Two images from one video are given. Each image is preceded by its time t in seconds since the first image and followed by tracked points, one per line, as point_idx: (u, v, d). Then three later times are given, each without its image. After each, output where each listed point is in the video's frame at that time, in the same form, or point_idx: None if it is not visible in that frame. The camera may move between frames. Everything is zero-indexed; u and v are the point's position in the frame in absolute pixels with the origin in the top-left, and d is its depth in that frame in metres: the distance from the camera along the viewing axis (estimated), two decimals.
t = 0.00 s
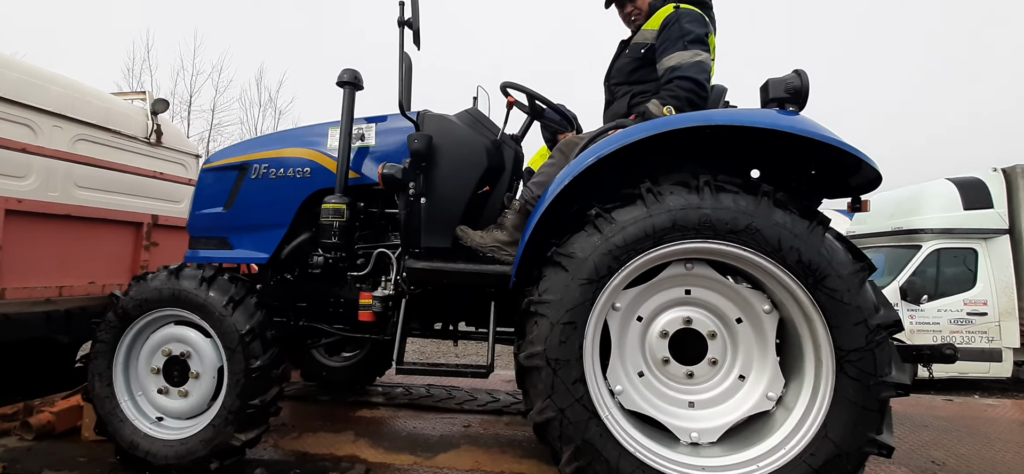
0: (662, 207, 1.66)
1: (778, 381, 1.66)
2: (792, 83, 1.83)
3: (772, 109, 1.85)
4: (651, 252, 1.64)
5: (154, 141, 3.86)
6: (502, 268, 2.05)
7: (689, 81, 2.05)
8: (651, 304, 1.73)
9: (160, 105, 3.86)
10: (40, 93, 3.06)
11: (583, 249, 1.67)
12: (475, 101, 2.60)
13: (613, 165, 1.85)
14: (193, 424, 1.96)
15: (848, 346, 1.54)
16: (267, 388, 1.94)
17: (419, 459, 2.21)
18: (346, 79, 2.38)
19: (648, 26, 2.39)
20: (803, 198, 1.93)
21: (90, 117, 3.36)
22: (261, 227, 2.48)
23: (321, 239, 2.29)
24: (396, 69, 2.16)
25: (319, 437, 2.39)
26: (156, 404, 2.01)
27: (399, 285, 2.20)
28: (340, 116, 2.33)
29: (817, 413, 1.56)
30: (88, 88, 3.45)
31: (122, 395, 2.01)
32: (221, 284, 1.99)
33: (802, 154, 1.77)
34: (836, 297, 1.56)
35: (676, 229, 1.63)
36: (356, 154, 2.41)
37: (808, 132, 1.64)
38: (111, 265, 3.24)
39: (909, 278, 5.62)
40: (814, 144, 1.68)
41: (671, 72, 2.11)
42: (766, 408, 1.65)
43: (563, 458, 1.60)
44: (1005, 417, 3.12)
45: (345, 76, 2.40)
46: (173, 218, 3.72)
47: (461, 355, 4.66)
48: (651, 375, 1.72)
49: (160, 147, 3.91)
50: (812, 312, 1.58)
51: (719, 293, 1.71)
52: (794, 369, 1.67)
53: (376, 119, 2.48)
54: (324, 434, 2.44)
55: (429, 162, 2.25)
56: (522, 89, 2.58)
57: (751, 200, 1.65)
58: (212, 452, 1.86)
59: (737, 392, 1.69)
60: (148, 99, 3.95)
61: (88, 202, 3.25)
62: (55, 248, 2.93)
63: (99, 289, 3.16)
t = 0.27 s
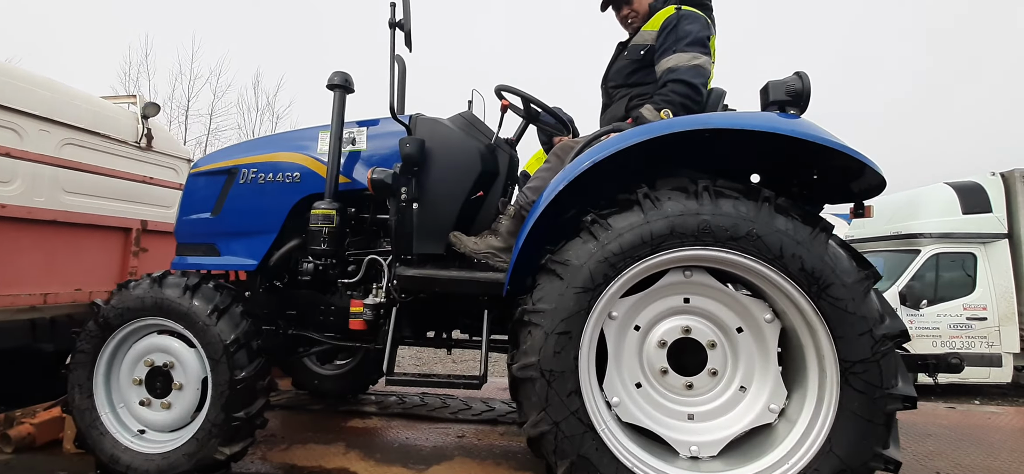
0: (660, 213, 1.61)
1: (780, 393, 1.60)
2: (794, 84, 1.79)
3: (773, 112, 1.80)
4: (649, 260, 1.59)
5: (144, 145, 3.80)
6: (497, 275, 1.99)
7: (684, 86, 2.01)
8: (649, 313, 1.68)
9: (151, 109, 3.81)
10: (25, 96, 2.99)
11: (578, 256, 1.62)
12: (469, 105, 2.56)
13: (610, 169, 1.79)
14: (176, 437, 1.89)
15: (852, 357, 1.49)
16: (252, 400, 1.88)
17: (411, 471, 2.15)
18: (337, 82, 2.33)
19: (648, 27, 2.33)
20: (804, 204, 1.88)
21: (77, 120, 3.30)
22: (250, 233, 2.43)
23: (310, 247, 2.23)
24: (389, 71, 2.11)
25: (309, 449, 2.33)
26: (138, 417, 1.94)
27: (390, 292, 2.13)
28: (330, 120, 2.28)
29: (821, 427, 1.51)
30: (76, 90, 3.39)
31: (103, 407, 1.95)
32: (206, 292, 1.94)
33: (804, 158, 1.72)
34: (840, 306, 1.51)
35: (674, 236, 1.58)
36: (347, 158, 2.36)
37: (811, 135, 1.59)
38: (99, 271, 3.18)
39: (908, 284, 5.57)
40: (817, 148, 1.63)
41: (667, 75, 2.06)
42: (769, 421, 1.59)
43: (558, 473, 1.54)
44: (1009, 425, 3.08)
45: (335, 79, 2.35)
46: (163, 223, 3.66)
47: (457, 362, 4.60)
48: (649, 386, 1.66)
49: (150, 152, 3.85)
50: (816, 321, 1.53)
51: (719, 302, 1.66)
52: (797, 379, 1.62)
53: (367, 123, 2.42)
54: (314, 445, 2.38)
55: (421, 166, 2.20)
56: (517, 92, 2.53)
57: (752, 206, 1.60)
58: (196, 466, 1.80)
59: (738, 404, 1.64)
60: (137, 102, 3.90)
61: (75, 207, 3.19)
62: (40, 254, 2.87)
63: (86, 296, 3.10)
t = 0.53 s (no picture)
0: (662, 210, 1.58)
1: (786, 394, 1.57)
2: (798, 80, 1.77)
3: (778, 107, 1.77)
4: (652, 258, 1.56)
5: (140, 145, 3.76)
6: (496, 274, 1.95)
7: (689, 79, 1.97)
8: (652, 313, 1.64)
9: (146, 109, 3.77)
10: (18, 95, 2.95)
11: (579, 254, 1.58)
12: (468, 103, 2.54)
13: (611, 166, 1.76)
14: (169, 440, 1.85)
15: (859, 356, 1.46)
16: (247, 402, 1.84)
17: None
18: (333, 79, 2.30)
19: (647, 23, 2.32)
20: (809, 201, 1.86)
21: (71, 119, 3.26)
22: (245, 233, 2.39)
23: (306, 246, 2.20)
24: (386, 67, 2.07)
25: (305, 452, 2.29)
26: (130, 420, 1.91)
27: (388, 292, 2.09)
28: (328, 117, 2.25)
29: (829, 428, 1.47)
30: (70, 89, 3.35)
31: (95, 410, 1.91)
32: (199, 293, 1.90)
33: (809, 154, 1.69)
34: (847, 305, 1.48)
35: (677, 233, 1.55)
36: (344, 156, 2.33)
37: (816, 131, 1.56)
38: (94, 271, 3.14)
39: (909, 284, 5.55)
40: (822, 144, 1.60)
41: (672, 69, 2.03)
42: (774, 422, 1.56)
43: None
44: (1013, 426, 3.05)
45: (332, 76, 2.31)
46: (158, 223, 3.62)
47: (456, 363, 4.56)
48: (652, 387, 1.62)
49: (146, 152, 3.81)
50: (822, 320, 1.50)
51: (723, 301, 1.62)
52: (803, 380, 1.59)
53: (365, 121, 2.39)
54: (311, 448, 2.33)
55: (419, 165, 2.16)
56: (516, 89, 2.50)
57: (757, 203, 1.57)
58: (189, 470, 1.76)
59: (742, 405, 1.60)
60: (133, 102, 3.84)
61: (68, 206, 3.14)
62: (33, 255, 2.82)
63: (79, 297, 3.06)
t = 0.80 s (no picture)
0: (665, 209, 1.57)
1: (790, 394, 1.56)
2: (802, 78, 1.76)
3: (781, 106, 1.76)
4: (655, 257, 1.55)
5: (139, 145, 3.75)
6: (497, 274, 1.93)
7: (696, 71, 1.96)
8: (654, 312, 1.63)
9: (145, 109, 3.76)
10: (16, 95, 2.94)
11: (582, 254, 1.57)
12: (469, 103, 2.52)
13: (613, 165, 1.75)
14: (169, 442, 1.84)
15: (864, 356, 1.45)
16: (247, 403, 1.83)
17: None
18: (334, 78, 2.29)
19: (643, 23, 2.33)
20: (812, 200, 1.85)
21: (70, 119, 3.25)
22: (245, 233, 2.38)
23: (306, 246, 2.18)
24: (387, 66, 2.06)
25: (306, 453, 2.28)
26: (130, 421, 1.89)
27: (389, 292, 2.08)
28: (328, 117, 2.24)
29: (834, 428, 1.46)
30: (69, 89, 3.34)
31: (94, 411, 1.90)
32: (199, 293, 1.89)
33: (813, 152, 1.68)
34: (852, 304, 1.47)
35: (680, 233, 1.54)
36: (344, 156, 2.32)
37: (820, 129, 1.55)
38: (93, 272, 3.13)
39: (909, 284, 5.54)
40: (826, 142, 1.59)
41: (675, 63, 2.02)
42: (778, 422, 1.55)
43: None
44: (1015, 426, 3.04)
45: (332, 76, 2.31)
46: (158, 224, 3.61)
47: (456, 364, 4.54)
48: (655, 387, 1.61)
49: (145, 152, 3.80)
50: (826, 319, 1.49)
51: (726, 300, 1.61)
52: (807, 379, 1.58)
53: (365, 121, 2.38)
54: (311, 449, 2.32)
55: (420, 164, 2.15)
56: (517, 88, 2.49)
57: (760, 202, 1.56)
58: (189, 471, 1.75)
59: (746, 405, 1.59)
60: (132, 102, 3.84)
61: (66, 207, 3.13)
62: (32, 256, 2.81)
63: (78, 297, 3.05)
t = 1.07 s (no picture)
0: (666, 209, 1.57)
1: (791, 394, 1.56)
2: (803, 78, 1.76)
3: (781, 106, 1.76)
4: (655, 257, 1.55)
5: (138, 145, 3.74)
6: (498, 274, 1.93)
7: (690, 67, 1.97)
8: (655, 313, 1.63)
9: (144, 108, 3.75)
10: (15, 94, 2.93)
11: (583, 254, 1.57)
12: (469, 103, 2.52)
13: (614, 165, 1.75)
14: (168, 442, 1.84)
15: (865, 356, 1.45)
16: (247, 403, 1.83)
17: None
18: (334, 78, 2.28)
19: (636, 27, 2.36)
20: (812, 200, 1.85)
21: (68, 119, 3.24)
22: (245, 233, 2.38)
23: (306, 246, 2.18)
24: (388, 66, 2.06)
25: (305, 453, 2.27)
26: (128, 421, 1.89)
27: (389, 292, 2.08)
28: (328, 117, 2.24)
29: (834, 429, 1.46)
30: (68, 88, 3.34)
31: (93, 411, 1.89)
32: (199, 292, 1.89)
33: (814, 152, 1.69)
34: (853, 304, 1.47)
35: (681, 233, 1.54)
36: (344, 156, 2.31)
37: (821, 129, 1.55)
38: (91, 272, 3.11)
39: (907, 284, 5.55)
40: (827, 142, 1.60)
41: (671, 60, 2.03)
42: (779, 422, 1.55)
43: None
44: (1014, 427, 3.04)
45: (333, 75, 2.30)
46: (156, 224, 3.60)
47: (455, 364, 4.54)
48: (655, 388, 1.61)
49: (143, 152, 3.79)
50: (827, 320, 1.49)
51: (727, 300, 1.61)
52: (808, 380, 1.58)
53: (365, 120, 2.38)
54: (311, 449, 2.32)
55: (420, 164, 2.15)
56: (516, 89, 2.49)
57: (761, 202, 1.56)
58: (188, 471, 1.75)
59: (747, 405, 1.59)
60: (131, 101, 3.82)
61: (64, 206, 3.11)
62: (29, 256, 2.80)
63: (75, 297, 3.04)
